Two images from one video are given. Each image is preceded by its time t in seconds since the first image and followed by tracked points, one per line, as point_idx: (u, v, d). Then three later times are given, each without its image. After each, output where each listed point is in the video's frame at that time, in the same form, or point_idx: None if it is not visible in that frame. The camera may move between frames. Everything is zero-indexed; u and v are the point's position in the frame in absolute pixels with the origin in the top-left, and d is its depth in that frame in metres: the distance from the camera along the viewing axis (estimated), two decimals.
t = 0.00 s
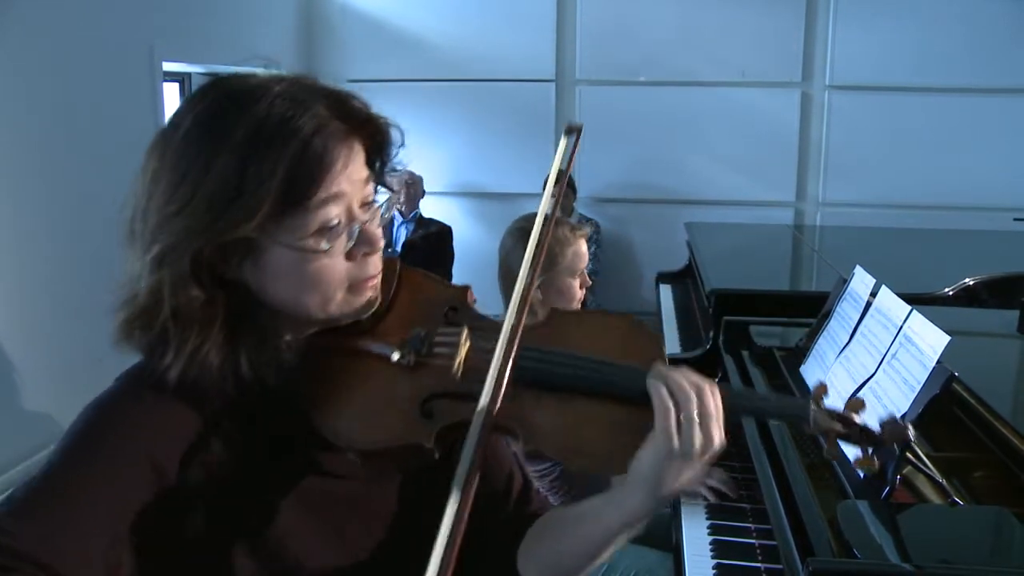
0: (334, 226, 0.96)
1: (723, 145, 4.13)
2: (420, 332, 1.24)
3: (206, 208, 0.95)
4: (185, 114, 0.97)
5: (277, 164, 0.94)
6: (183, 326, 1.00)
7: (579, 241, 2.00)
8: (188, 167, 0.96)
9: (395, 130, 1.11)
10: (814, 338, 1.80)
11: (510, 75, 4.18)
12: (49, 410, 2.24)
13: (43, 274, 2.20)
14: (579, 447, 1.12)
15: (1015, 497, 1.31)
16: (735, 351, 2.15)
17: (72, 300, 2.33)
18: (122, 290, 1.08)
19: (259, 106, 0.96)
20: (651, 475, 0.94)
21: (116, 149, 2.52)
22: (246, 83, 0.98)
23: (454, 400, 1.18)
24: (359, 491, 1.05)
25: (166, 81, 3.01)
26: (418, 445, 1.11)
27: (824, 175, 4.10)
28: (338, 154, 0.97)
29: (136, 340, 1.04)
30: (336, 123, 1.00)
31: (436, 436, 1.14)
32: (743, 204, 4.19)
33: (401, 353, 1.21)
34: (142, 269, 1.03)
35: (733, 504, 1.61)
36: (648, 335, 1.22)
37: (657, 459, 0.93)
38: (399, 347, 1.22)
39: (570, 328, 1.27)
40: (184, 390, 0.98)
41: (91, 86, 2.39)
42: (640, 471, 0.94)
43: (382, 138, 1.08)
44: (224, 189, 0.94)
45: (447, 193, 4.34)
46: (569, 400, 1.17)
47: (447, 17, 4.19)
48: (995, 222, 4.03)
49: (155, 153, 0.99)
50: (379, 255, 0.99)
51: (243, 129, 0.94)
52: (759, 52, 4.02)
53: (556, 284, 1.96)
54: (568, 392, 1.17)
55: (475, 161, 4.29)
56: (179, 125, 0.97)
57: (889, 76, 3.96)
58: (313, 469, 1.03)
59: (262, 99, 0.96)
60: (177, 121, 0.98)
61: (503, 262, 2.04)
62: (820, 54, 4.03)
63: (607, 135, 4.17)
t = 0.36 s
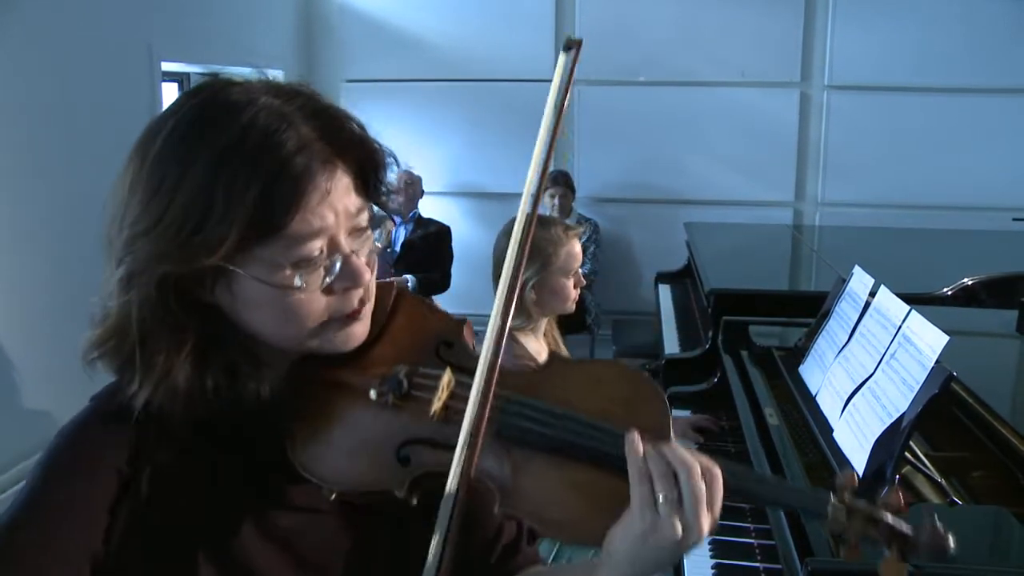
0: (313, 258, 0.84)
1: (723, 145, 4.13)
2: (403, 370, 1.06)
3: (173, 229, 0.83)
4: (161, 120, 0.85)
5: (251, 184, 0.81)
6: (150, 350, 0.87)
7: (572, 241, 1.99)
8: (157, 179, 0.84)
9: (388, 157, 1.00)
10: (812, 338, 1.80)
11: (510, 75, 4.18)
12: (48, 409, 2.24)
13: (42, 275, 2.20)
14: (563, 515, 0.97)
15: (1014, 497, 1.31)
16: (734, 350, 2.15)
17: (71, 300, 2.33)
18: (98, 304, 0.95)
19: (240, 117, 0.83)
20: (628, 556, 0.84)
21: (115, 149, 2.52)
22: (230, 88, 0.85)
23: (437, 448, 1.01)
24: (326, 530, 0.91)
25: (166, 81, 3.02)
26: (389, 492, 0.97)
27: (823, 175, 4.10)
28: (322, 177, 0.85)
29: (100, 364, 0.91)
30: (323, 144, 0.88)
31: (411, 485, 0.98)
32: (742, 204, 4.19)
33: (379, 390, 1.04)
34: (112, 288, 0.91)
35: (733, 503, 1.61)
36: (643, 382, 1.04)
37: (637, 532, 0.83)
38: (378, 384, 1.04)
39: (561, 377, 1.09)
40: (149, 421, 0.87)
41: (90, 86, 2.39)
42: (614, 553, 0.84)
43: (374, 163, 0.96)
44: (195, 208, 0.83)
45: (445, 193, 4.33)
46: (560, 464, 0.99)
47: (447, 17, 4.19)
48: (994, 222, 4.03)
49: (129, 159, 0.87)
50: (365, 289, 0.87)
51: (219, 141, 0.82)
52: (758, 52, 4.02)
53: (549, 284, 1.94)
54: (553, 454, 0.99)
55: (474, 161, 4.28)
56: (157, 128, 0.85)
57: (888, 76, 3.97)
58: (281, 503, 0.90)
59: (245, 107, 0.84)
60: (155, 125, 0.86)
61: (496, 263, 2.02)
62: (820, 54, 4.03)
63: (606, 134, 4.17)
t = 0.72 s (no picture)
0: (341, 286, 0.83)
1: (721, 145, 4.13)
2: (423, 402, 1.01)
3: (202, 240, 0.81)
4: (195, 128, 0.83)
5: (286, 206, 0.80)
6: (167, 365, 0.86)
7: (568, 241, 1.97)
8: (185, 190, 0.81)
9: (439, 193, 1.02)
10: (810, 338, 1.80)
11: (507, 75, 4.19)
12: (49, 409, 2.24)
13: (40, 276, 2.19)
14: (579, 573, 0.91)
15: (1012, 497, 1.31)
16: (733, 350, 2.15)
17: (71, 300, 2.33)
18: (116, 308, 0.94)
19: (280, 137, 0.82)
20: None
21: (113, 150, 2.52)
22: (270, 103, 0.84)
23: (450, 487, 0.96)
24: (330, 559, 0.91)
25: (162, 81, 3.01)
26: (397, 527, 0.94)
27: (821, 175, 4.11)
28: (363, 205, 0.85)
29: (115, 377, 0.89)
30: (359, 167, 0.86)
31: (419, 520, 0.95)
32: (740, 204, 4.19)
33: (397, 422, 0.99)
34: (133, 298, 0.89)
35: (731, 503, 1.61)
36: (671, 447, 0.98)
37: None
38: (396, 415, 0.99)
39: (583, 428, 1.02)
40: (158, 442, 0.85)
41: (88, 86, 2.39)
42: None
43: (418, 186, 0.96)
44: (223, 224, 0.80)
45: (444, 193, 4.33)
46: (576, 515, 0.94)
47: (443, 18, 4.19)
48: (992, 221, 4.04)
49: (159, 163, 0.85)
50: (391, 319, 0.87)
51: (253, 157, 0.80)
52: (757, 51, 4.02)
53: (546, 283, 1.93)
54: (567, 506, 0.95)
55: (472, 161, 4.28)
56: (187, 137, 0.82)
57: (886, 76, 3.97)
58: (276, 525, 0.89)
59: (286, 125, 0.83)
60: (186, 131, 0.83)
61: (492, 263, 2.00)
62: (818, 54, 4.03)
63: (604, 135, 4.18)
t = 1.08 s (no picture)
0: (368, 314, 0.86)
1: (720, 144, 4.13)
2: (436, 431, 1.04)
3: (227, 266, 0.83)
4: (218, 152, 0.84)
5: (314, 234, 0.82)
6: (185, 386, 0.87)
7: (569, 239, 1.97)
8: (214, 213, 0.83)
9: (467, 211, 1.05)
10: (809, 338, 1.80)
11: (506, 75, 4.19)
12: (51, 410, 2.23)
13: (42, 276, 2.19)
14: None
15: (1012, 497, 1.31)
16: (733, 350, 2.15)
17: (72, 300, 2.32)
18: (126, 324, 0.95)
19: (305, 165, 0.83)
20: None
21: (113, 150, 2.52)
22: (296, 126, 0.85)
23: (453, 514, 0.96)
24: None
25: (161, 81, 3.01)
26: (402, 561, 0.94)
27: (820, 175, 4.11)
28: (394, 228, 0.87)
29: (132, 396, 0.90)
30: (389, 192, 0.88)
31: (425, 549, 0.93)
32: (740, 204, 4.19)
33: (408, 451, 1.00)
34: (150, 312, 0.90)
35: (731, 503, 1.61)
36: (685, 498, 1.03)
37: None
38: (409, 443, 1.01)
39: (596, 472, 1.08)
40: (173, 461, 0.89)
41: (88, 86, 2.39)
42: None
43: (446, 211, 0.99)
44: (249, 251, 0.82)
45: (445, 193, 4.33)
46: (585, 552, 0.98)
47: (442, 17, 4.18)
48: (991, 221, 4.04)
49: (184, 182, 0.87)
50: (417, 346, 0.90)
51: (281, 185, 0.82)
52: (756, 51, 4.03)
53: (546, 281, 1.92)
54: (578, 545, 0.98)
55: (471, 161, 4.28)
56: (207, 163, 0.85)
57: (885, 76, 3.97)
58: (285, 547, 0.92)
59: (315, 148, 0.85)
60: (208, 153, 0.85)
61: (492, 261, 1.99)
62: (817, 54, 4.03)
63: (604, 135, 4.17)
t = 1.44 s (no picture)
0: (364, 307, 0.83)
1: (720, 144, 4.13)
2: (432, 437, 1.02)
3: (218, 259, 0.79)
4: (204, 143, 0.82)
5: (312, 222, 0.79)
6: (181, 389, 0.84)
7: (573, 238, 1.97)
8: (204, 206, 0.80)
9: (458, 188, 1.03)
10: (809, 338, 1.80)
11: (505, 75, 4.19)
12: (50, 410, 2.22)
13: (41, 275, 2.18)
14: None
15: (1011, 497, 1.31)
16: (732, 350, 2.15)
17: (71, 300, 2.32)
18: (115, 336, 0.93)
19: (295, 151, 0.80)
20: None
21: (113, 149, 2.52)
22: (283, 111, 0.83)
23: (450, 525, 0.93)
24: None
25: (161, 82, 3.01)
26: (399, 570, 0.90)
27: (820, 175, 4.11)
28: (387, 215, 0.85)
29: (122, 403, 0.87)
30: (381, 179, 0.86)
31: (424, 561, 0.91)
32: (739, 204, 4.19)
33: (404, 457, 0.98)
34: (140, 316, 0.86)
35: (730, 503, 1.61)
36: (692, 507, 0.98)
37: None
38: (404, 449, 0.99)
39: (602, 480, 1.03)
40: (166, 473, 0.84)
41: (87, 86, 2.39)
42: None
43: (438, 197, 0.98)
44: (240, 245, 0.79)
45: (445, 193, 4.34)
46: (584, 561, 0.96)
47: (442, 17, 4.19)
48: (991, 221, 4.04)
49: (173, 179, 0.83)
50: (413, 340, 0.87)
51: (272, 173, 0.79)
52: (756, 51, 4.03)
53: (550, 280, 1.91)
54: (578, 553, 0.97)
55: (470, 161, 4.28)
56: (195, 155, 0.82)
57: (884, 76, 3.97)
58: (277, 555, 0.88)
59: (306, 136, 0.82)
60: (197, 144, 0.83)
61: (497, 259, 1.99)
62: (816, 54, 4.03)
63: (602, 135, 4.17)
